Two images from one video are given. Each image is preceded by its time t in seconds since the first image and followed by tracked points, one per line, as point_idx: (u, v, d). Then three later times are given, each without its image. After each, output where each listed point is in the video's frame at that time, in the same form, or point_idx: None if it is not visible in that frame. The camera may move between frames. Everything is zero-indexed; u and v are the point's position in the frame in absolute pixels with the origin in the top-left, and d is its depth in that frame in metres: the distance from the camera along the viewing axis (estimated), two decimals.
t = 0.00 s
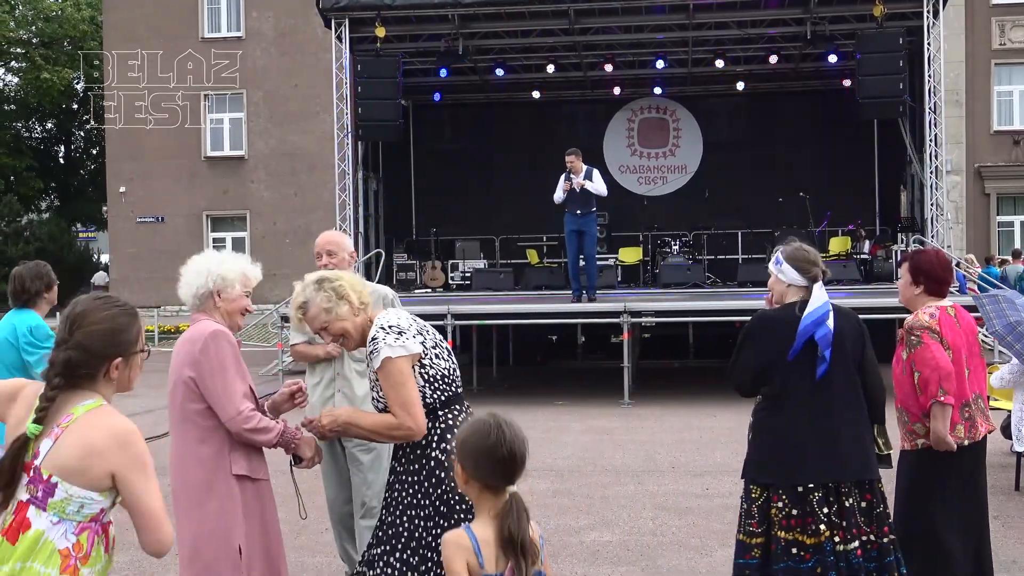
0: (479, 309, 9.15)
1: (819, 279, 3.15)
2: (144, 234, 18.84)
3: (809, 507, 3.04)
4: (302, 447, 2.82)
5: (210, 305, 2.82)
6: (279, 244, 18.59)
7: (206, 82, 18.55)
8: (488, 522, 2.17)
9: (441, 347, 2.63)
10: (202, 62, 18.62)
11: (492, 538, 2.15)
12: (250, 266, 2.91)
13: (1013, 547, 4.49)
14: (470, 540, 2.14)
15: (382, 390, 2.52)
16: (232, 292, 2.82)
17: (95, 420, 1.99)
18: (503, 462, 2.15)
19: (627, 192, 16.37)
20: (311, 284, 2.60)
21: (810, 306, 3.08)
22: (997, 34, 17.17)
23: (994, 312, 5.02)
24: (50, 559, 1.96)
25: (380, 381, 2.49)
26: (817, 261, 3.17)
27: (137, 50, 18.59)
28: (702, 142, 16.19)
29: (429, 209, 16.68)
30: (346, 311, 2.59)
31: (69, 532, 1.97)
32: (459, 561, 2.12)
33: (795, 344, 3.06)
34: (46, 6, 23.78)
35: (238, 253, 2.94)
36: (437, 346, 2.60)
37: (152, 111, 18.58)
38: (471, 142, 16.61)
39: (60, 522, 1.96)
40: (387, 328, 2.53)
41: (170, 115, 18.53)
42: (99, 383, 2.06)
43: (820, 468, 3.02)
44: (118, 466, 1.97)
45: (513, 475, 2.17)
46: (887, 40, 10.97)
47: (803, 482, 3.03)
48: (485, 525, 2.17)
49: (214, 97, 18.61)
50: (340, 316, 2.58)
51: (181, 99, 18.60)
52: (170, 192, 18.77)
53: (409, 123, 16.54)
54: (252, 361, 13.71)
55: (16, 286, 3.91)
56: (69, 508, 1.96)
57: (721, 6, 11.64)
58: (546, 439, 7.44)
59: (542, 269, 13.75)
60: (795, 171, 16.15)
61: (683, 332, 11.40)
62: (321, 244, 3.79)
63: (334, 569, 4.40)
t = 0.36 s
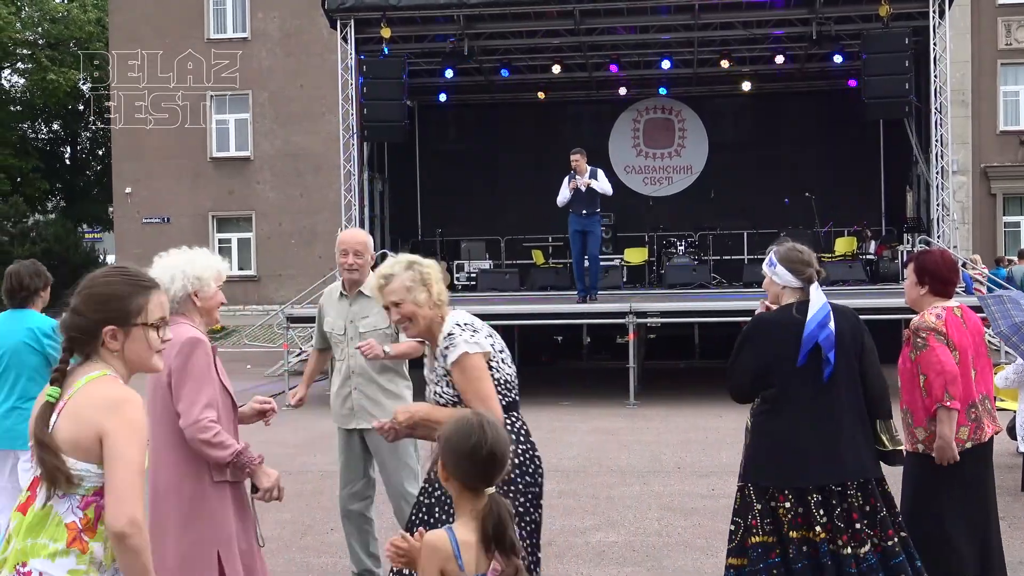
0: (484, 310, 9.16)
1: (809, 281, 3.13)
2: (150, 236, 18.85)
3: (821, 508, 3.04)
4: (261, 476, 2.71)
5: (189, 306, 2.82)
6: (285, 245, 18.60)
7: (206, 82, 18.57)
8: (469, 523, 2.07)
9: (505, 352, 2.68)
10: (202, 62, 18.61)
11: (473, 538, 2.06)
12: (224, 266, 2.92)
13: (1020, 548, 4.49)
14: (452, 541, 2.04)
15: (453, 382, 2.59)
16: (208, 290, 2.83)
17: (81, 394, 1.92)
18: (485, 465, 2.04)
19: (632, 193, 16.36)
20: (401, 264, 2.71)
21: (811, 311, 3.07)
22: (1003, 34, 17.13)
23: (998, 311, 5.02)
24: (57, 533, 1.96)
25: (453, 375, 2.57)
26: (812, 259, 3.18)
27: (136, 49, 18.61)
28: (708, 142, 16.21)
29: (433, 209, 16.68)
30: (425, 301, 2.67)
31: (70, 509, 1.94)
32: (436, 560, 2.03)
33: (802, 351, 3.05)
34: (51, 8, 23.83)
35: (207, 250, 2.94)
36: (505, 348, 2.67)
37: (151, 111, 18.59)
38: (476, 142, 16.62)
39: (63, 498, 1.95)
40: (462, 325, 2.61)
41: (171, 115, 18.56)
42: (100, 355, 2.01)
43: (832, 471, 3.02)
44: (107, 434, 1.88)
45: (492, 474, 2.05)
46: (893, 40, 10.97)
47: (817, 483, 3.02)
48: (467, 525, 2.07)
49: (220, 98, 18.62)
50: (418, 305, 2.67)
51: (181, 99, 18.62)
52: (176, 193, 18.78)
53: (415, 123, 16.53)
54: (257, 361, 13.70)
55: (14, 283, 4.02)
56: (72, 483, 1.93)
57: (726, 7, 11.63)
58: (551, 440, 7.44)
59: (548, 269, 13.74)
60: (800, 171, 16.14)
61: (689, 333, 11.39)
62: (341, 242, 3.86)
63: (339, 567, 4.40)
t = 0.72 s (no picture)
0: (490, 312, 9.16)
1: (814, 281, 3.12)
2: (154, 238, 18.85)
3: (805, 507, 3.03)
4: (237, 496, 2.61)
5: (191, 307, 2.81)
6: (289, 248, 18.62)
7: (206, 82, 18.59)
8: (434, 508, 2.18)
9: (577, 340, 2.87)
10: (202, 61, 18.66)
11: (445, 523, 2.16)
12: (224, 265, 2.91)
13: None
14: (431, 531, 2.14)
15: (535, 360, 2.75)
16: (208, 290, 2.82)
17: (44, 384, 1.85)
18: (446, 451, 2.19)
19: (636, 194, 16.30)
20: (494, 240, 2.84)
21: (816, 311, 3.03)
22: (1008, 35, 17.10)
23: (1001, 312, 5.01)
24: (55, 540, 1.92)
25: (537, 351, 2.73)
26: (819, 259, 3.16)
27: (136, 49, 18.64)
28: (712, 143, 16.20)
29: (438, 211, 16.69)
30: (515, 275, 2.79)
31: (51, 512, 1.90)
32: (418, 547, 2.11)
33: (802, 353, 3.04)
34: (56, 11, 23.88)
35: (207, 250, 2.93)
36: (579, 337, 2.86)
37: (151, 111, 18.61)
38: (481, 143, 16.63)
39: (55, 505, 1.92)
40: (550, 308, 2.78)
41: (171, 115, 18.58)
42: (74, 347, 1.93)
43: (828, 471, 3.01)
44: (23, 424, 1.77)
45: (456, 463, 2.19)
46: (897, 41, 10.95)
47: (810, 482, 3.02)
48: (435, 510, 2.18)
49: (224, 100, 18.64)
50: (508, 277, 2.79)
51: (181, 99, 18.65)
52: (180, 196, 18.79)
53: (419, 125, 16.52)
54: (261, 363, 13.70)
55: (19, 287, 3.93)
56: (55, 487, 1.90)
57: (730, 8, 11.62)
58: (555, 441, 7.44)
59: (552, 272, 13.73)
60: (805, 172, 16.14)
61: (693, 335, 11.39)
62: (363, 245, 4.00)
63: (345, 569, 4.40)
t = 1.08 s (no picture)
0: (493, 314, 9.16)
1: (842, 282, 3.02)
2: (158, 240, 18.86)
3: (850, 504, 2.93)
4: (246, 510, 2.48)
5: (200, 309, 2.81)
6: (292, 250, 18.62)
7: (206, 82, 18.60)
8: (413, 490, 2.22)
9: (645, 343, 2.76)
10: (202, 62, 18.69)
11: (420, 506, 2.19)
12: (235, 267, 2.91)
13: None
14: (409, 511, 2.18)
15: (611, 363, 2.68)
16: (218, 292, 2.83)
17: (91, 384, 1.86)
18: (429, 441, 2.18)
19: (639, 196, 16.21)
20: (575, 240, 2.80)
21: (848, 311, 2.97)
22: (1011, 36, 17.11)
23: (1005, 314, 5.02)
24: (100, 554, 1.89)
25: (614, 355, 2.66)
26: (844, 260, 3.06)
27: (136, 49, 18.69)
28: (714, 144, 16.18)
29: (440, 213, 16.70)
30: (591, 277, 2.74)
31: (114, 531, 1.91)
32: (396, 525, 2.15)
33: (847, 353, 2.93)
34: (59, 14, 23.93)
35: (216, 252, 2.94)
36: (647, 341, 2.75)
37: (152, 112, 18.63)
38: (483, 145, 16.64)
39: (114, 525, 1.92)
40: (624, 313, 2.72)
41: (170, 115, 18.60)
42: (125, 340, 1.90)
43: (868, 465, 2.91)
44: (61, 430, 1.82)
45: (441, 455, 2.20)
46: (900, 42, 10.95)
47: (852, 479, 2.92)
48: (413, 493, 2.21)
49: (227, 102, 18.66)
50: (580, 280, 2.74)
51: (181, 100, 18.70)
52: (184, 198, 18.80)
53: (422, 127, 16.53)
54: (265, 365, 13.70)
55: (19, 288, 3.82)
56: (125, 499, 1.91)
57: (732, 9, 11.61)
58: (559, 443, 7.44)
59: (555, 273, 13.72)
60: (808, 174, 16.14)
61: (697, 338, 11.38)
62: (390, 246, 3.91)
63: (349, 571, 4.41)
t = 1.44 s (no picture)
0: (495, 315, 9.17)
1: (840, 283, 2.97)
2: (160, 241, 18.86)
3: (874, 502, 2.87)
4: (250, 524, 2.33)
5: (220, 311, 2.76)
6: (295, 251, 18.62)
7: (207, 82, 18.61)
8: (447, 498, 2.06)
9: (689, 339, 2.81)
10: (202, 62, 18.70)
11: (447, 514, 2.05)
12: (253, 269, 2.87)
13: None
14: (428, 518, 2.04)
15: (669, 357, 2.73)
16: (238, 294, 2.77)
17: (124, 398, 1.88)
18: (460, 445, 2.02)
19: (642, 197, 16.25)
20: (625, 235, 2.82)
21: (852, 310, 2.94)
22: (1013, 37, 17.12)
23: (1010, 316, 5.00)
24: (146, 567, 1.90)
25: (673, 349, 2.72)
26: (840, 262, 3.01)
27: (137, 49, 18.70)
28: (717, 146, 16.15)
29: (442, 214, 16.70)
30: (642, 272, 2.77)
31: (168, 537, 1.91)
32: (411, 530, 2.02)
33: (868, 359, 2.88)
34: (61, 15, 23.98)
35: (233, 252, 2.89)
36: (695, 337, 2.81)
37: (152, 111, 18.65)
38: (486, 146, 16.65)
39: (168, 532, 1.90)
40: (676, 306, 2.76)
41: (171, 115, 18.62)
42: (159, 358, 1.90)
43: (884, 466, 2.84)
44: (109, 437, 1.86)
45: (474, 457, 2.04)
46: (903, 43, 10.95)
47: (872, 482, 2.84)
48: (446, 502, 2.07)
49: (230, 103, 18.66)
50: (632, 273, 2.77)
51: (181, 99, 18.70)
52: (186, 199, 18.81)
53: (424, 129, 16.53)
54: (267, 366, 13.69)
55: None
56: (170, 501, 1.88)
57: (735, 11, 11.60)
58: (561, 445, 7.44)
59: (558, 275, 13.72)
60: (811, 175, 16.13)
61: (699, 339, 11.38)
62: (407, 248, 3.84)
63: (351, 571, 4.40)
